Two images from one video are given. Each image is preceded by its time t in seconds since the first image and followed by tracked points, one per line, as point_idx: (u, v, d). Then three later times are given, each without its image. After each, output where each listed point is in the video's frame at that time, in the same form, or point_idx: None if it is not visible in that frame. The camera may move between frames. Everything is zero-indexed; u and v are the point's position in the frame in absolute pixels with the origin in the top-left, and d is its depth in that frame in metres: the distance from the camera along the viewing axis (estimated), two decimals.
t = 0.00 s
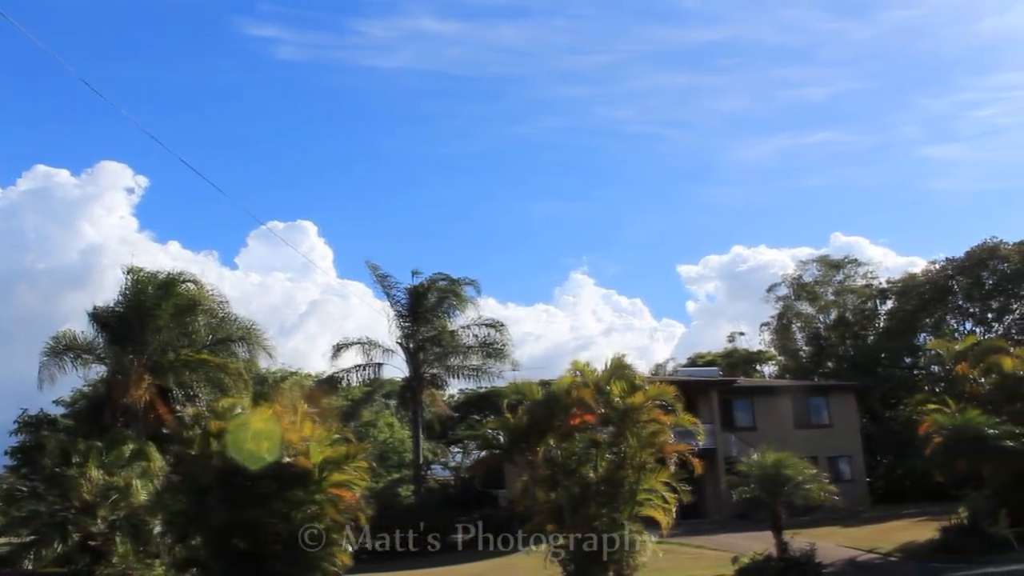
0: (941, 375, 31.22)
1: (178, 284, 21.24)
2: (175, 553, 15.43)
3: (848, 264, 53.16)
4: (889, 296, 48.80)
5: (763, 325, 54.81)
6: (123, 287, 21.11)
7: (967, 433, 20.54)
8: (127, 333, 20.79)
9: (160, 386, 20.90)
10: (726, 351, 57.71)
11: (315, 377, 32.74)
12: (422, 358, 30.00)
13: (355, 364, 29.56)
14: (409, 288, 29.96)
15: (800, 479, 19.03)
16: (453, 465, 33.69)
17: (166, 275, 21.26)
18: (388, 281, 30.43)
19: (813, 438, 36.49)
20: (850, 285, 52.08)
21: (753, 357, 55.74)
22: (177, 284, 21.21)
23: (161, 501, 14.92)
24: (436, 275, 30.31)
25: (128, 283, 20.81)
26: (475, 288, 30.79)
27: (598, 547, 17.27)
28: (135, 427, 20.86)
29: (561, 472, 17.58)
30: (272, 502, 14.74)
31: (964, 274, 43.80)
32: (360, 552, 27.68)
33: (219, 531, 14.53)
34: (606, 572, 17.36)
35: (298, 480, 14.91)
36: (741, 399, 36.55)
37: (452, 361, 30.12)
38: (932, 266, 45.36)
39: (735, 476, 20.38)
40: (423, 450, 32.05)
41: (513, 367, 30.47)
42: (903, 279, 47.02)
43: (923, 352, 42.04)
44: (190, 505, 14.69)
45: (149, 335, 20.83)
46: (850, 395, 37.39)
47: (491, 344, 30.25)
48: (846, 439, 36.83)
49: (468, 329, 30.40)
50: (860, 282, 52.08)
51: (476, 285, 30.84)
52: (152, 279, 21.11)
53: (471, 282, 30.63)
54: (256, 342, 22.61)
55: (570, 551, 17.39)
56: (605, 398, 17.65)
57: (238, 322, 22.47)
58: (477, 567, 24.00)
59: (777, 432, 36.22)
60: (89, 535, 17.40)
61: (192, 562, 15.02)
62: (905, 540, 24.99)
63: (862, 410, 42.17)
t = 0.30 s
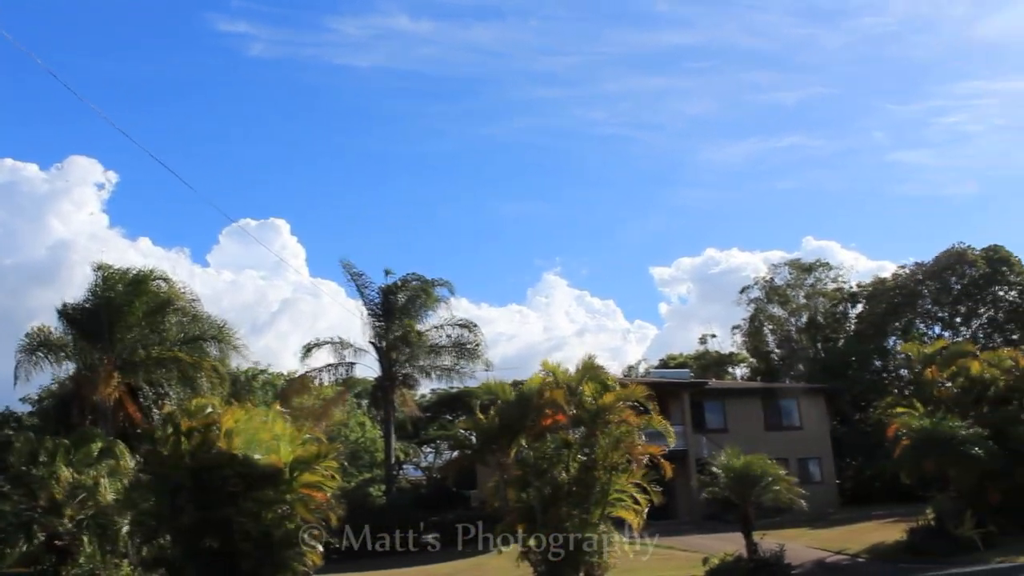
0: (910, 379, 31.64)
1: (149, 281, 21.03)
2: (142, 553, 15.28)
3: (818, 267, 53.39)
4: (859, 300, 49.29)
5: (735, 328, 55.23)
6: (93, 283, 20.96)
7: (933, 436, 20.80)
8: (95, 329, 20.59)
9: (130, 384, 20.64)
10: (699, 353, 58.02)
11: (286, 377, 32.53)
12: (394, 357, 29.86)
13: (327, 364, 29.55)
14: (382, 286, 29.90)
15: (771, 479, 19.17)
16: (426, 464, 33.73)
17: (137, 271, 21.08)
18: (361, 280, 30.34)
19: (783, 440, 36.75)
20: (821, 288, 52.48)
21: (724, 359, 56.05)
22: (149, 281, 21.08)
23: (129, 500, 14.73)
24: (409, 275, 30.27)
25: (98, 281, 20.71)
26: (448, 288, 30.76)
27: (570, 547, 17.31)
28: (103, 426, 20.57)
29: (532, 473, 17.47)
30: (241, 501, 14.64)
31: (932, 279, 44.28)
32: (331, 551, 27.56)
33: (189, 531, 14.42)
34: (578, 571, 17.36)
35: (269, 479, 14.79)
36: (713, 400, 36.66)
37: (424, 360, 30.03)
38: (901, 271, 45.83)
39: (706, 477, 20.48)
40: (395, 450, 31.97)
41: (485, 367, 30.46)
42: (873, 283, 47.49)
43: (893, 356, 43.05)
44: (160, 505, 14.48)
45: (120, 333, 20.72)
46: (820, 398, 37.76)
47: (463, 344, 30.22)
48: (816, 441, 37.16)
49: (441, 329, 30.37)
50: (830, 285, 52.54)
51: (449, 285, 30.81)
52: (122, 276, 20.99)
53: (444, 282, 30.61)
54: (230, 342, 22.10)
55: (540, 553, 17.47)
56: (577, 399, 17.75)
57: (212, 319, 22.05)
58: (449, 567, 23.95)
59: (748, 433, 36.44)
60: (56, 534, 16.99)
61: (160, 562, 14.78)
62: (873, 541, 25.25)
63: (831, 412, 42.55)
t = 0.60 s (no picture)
0: (925, 377, 31.54)
1: (162, 281, 21.25)
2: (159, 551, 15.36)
3: (832, 265, 53.23)
4: (874, 298, 49.09)
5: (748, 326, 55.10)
6: (106, 282, 21.11)
7: (949, 433, 20.67)
8: (111, 330, 20.79)
9: (145, 383, 20.72)
10: (712, 351, 57.92)
11: (300, 375, 32.69)
12: (408, 355, 29.86)
13: (341, 362, 29.60)
14: (394, 285, 29.96)
15: (785, 478, 19.16)
16: (441, 463, 33.80)
17: (150, 271, 21.31)
18: (374, 278, 30.40)
19: (798, 438, 36.64)
20: (835, 286, 52.26)
21: (737, 357, 55.99)
22: (162, 280, 21.26)
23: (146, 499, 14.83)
24: (422, 273, 30.32)
25: (111, 280, 20.87)
26: (461, 286, 30.78)
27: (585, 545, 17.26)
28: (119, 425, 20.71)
29: (547, 471, 17.56)
30: (257, 498, 14.71)
31: (947, 276, 43.98)
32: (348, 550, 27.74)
33: (207, 529, 14.51)
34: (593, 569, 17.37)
35: (284, 476, 14.90)
36: (727, 399, 36.47)
37: (438, 358, 30.09)
38: (916, 268, 45.56)
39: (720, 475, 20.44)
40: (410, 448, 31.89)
41: (499, 365, 30.46)
42: (888, 281, 47.24)
43: (908, 354, 42.40)
44: (176, 502, 14.61)
45: (136, 333, 20.86)
46: (834, 396, 37.73)
47: (477, 342, 30.23)
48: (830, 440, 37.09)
49: (454, 327, 30.40)
50: (844, 283, 52.31)
51: (461, 284, 30.83)
52: (136, 275, 21.20)
53: (457, 280, 30.62)
54: (243, 341, 22.16)
55: (556, 552, 17.34)
56: (590, 397, 17.67)
57: (227, 320, 22.18)
58: (463, 566, 24.01)
59: (762, 432, 36.31)
60: (74, 532, 17.12)
61: (177, 561, 14.85)
62: (888, 540, 25.17)
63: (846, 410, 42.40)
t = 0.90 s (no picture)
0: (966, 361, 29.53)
1: (201, 284, 21.42)
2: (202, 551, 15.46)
3: (870, 256, 52.29)
4: (913, 288, 48.42)
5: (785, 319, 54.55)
6: (147, 285, 21.40)
7: (993, 426, 20.31)
8: (152, 334, 21.01)
9: (184, 385, 20.90)
10: (748, 345, 57.47)
11: (336, 375, 32.92)
12: (444, 353, 29.97)
13: (378, 361, 29.69)
14: (429, 283, 30.05)
15: (825, 472, 19.00)
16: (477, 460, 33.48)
17: (189, 273, 21.47)
18: (408, 278, 30.50)
19: (837, 432, 36.25)
20: (872, 277, 51.60)
21: (775, 350, 55.55)
22: (200, 283, 21.44)
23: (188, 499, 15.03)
24: (456, 272, 30.41)
25: (152, 282, 21.13)
26: (495, 284, 30.82)
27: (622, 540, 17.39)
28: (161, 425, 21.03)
29: (585, 467, 17.48)
30: (296, 497, 14.82)
31: (988, 265, 43.24)
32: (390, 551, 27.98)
33: (248, 528, 14.72)
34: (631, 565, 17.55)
35: (322, 476, 14.97)
36: (765, 393, 36.09)
37: (474, 356, 30.16)
38: (955, 257, 44.83)
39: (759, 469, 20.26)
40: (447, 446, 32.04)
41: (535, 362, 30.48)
42: (927, 271, 46.54)
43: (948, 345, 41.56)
44: (218, 503, 14.78)
45: (176, 334, 20.99)
46: (873, 389, 37.30)
47: (512, 339, 30.26)
48: (870, 433, 36.63)
49: (489, 325, 30.45)
50: (881, 274, 51.63)
51: (496, 281, 30.86)
52: (175, 278, 21.39)
53: (491, 278, 30.66)
54: (281, 342, 22.50)
55: (595, 548, 17.52)
56: (627, 392, 17.68)
57: (265, 322, 22.45)
58: (502, 562, 24.04)
59: (801, 426, 35.97)
60: (118, 532, 17.27)
61: (220, 561, 15.03)
62: (931, 534, 24.84)
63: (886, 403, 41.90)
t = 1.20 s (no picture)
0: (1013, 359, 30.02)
1: (240, 285, 21.49)
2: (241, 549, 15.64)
3: (908, 250, 51.86)
4: (953, 281, 47.69)
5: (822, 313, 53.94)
6: (187, 287, 21.54)
7: None
8: (190, 334, 21.25)
9: (222, 385, 21.20)
10: (785, 340, 56.92)
11: (373, 373, 33.12)
12: (481, 351, 30.02)
13: (414, 359, 29.80)
14: (462, 282, 30.11)
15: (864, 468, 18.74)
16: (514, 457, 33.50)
17: (229, 275, 21.52)
18: (440, 277, 30.55)
19: (876, 427, 35.81)
20: (911, 270, 50.83)
21: (812, 345, 55.04)
22: (239, 286, 21.53)
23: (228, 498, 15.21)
24: (490, 270, 30.44)
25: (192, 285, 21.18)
26: (530, 281, 30.78)
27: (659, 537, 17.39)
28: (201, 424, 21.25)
29: (622, 464, 17.48)
30: (334, 497, 14.86)
31: None
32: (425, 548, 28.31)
33: (286, 528, 14.79)
34: (669, 562, 17.50)
35: (360, 475, 15.00)
36: (802, 388, 35.61)
37: (510, 353, 30.12)
38: (996, 248, 44.03)
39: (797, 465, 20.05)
40: (483, 443, 32.14)
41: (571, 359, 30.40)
42: (967, 263, 45.76)
43: (990, 338, 40.91)
44: (258, 504, 14.90)
45: (215, 336, 21.16)
46: (913, 382, 36.79)
47: (548, 336, 30.21)
48: (910, 428, 36.15)
49: (524, 322, 30.41)
50: (920, 267, 50.87)
51: (530, 278, 30.82)
52: (216, 280, 21.41)
53: (525, 275, 30.64)
54: (318, 342, 22.60)
55: (632, 544, 17.57)
56: (665, 389, 17.55)
57: (302, 322, 22.57)
58: (540, 559, 24.01)
59: (840, 420, 35.57)
60: (160, 530, 17.43)
61: (260, 560, 15.13)
62: (975, 530, 24.44)
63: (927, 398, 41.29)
